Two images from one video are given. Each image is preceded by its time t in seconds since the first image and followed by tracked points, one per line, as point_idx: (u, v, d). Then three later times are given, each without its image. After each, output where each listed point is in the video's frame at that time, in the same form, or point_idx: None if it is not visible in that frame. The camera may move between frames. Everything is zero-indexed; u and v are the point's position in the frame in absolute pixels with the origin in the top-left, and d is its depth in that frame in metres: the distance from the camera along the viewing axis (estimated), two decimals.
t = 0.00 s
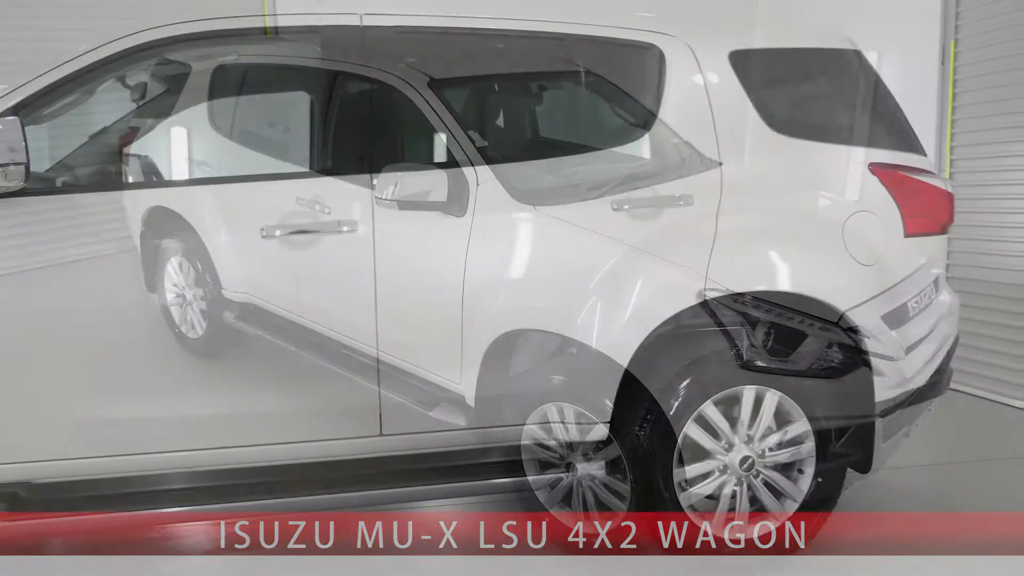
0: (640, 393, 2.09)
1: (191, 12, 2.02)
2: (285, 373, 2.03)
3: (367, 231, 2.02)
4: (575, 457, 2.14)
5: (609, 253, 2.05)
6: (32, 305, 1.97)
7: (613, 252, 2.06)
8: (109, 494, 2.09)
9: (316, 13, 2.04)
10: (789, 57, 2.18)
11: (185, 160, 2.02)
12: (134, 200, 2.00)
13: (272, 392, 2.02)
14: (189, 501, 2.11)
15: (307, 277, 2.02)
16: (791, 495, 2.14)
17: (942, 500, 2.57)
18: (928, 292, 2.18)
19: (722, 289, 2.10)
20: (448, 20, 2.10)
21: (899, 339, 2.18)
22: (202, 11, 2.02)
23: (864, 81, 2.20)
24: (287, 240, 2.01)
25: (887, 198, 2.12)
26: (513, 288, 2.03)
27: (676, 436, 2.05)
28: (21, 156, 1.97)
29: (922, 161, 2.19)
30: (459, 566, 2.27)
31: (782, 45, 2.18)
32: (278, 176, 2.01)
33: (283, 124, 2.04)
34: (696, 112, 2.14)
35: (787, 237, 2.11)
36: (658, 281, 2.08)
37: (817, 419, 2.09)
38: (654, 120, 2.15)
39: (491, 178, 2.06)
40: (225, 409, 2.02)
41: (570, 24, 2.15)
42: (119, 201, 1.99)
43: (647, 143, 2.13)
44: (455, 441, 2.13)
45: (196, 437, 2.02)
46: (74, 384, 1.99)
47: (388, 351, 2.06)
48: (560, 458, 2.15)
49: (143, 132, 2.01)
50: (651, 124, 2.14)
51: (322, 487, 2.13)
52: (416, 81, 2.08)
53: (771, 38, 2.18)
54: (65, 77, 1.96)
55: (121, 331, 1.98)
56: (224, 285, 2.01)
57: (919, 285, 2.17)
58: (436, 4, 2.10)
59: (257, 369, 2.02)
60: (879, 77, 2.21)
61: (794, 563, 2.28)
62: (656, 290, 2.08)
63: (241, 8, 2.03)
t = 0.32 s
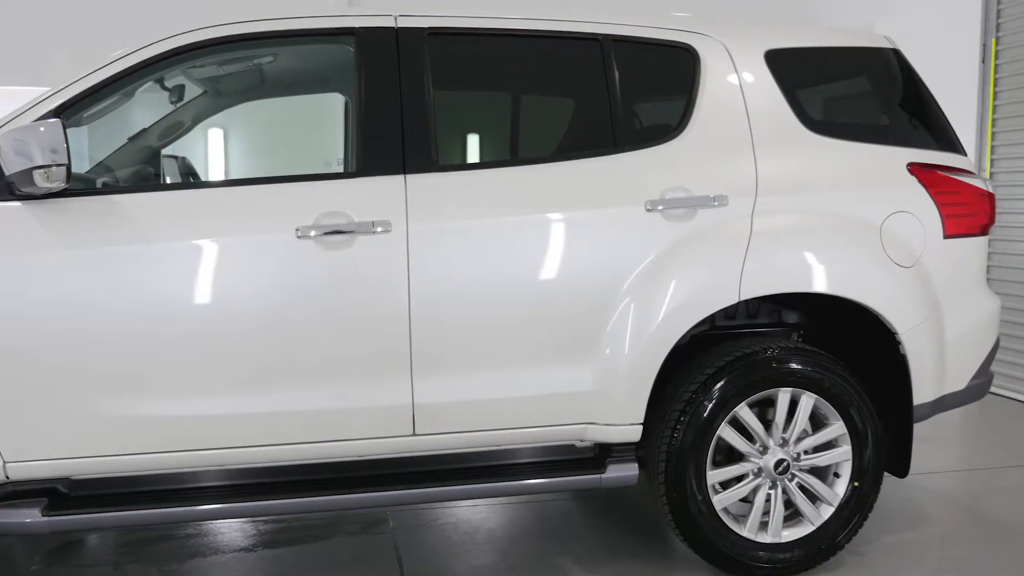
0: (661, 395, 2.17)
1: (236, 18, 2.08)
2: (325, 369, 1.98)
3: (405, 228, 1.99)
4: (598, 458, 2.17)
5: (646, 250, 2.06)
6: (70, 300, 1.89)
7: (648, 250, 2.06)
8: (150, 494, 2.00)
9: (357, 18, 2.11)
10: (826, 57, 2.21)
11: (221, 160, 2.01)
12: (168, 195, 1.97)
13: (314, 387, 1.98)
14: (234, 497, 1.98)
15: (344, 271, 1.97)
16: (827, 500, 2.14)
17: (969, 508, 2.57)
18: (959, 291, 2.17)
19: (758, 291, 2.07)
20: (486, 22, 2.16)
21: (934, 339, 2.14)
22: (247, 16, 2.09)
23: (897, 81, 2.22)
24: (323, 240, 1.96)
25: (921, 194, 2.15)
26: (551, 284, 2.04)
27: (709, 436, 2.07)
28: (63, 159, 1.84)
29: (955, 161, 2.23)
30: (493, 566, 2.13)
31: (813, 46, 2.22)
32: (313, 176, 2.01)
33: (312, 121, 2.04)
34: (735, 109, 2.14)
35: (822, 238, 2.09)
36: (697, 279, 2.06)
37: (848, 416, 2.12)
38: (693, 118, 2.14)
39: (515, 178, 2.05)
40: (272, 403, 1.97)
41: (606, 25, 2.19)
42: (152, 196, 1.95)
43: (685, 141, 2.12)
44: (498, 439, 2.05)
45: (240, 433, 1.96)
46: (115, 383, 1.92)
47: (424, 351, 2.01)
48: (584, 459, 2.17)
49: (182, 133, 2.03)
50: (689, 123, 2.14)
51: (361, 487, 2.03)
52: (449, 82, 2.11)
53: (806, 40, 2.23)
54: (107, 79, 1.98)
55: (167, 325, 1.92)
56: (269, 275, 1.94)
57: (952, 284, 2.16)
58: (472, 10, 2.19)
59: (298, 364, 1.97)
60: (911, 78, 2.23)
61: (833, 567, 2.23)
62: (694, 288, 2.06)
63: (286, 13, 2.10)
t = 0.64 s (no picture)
0: (692, 397, 2.16)
1: (270, 20, 2.10)
2: (357, 369, 1.99)
3: (438, 228, 1.99)
4: (629, 459, 2.16)
5: (678, 250, 2.05)
6: (108, 299, 1.91)
7: (682, 250, 2.05)
8: (185, 491, 2.02)
9: (390, 19, 2.12)
10: (861, 56, 2.19)
11: (255, 161, 2.02)
12: (202, 194, 1.98)
13: (347, 386, 1.99)
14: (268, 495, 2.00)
15: (377, 271, 1.97)
16: (861, 504, 2.12)
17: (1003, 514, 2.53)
18: (1002, 293, 2.13)
19: (791, 292, 2.05)
20: (519, 22, 2.16)
21: (974, 342, 2.11)
22: (280, 18, 2.11)
23: (934, 81, 2.20)
24: (356, 240, 1.97)
25: (959, 195, 2.12)
26: (584, 285, 2.03)
27: (741, 439, 2.05)
28: (101, 160, 1.86)
29: (994, 161, 2.19)
30: (523, 566, 2.13)
31: (848, 45, 2.20)
32: (346, 176, 2.02)
33: (345, 124, 2.07)
34: (768, 110, 2.12)
35: (857, 238, 2.06)
36: (730, 280, 2.05)
37: (883, 420, 2.10)
38: (726, 117, 2.13)
39: (547, 178, 2.05)
40: (306, 402, 1.98)
41: (638, 25, 2.19)
42: (187, 196, 1.97)
43: (718, 141, 2.10)
44: (528, 440, 2.06)
45: (274, 432, 1.98)
46: (151, 381, 1.94)
47: (456, 351, 2.01)
48: (614, 460, 2.17)
49: (218, 134, 2.06)
50: (722, 122, 2.12)
51: (393, 486, 2.03)
52: (482, 83, 2.12)
53: (841, 39, 2.21)
54: (144, 82, 2.00)
55: (203, 325, 1.94)
56: (303, 275, 1.95)
57: (993, 286, 2.12)
58: (505, 10, 2.19)
59: (331, 364, 1.98)
60: (949, 78, 2.21)
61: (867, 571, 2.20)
62: (727, 289, 2.04)
63: (319, 14, 2.12)
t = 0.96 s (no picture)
0: (720, 398, 2.15)
1: (300, 22, 2.12)
2: (385, 369, 2.00)
3: (465, 228, 2.00)
4: (656, 461, 2.15)
5: (707, 251, 2.04)
6: (140, 299, 1.93)
7: (710, 251, 2.04)
8: (214, 488, 2.04)
9: (419, 20, 2.13)
10: (893, 56, 2.17)
11: (284, 161, 2.04)
12: (232, 195, 2.00)
13: (374, 386, 2.00)
14: (296, 493, 2.01)
15: (404, 271, 1.98)
16: (892, 508, 2.10)
17: None
18: None
19: (822, 294, 2.03)
20: (547, 23, 2.16)
21: (1008, 345, 2.08)
22: (310, 20, 2.12)
23: (967, 80, 2.17)
24: (384, 240, 1.98)
25: (993, 195, 2.09)
26: (612, 285, 2.03)
27: (770, 441, 2.04)
28: (134, 161, 1.88)
29: None
30: (550, 567, 2.13)
31: (880, 45, 2.18)
32: (375, 177, 2.03)
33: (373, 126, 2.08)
34: (799, 110, 2.11)
35: (888, 239, 2.04)
36: (760, 281, 2.03)
37: (914, 423, 2.08)
38: (755, 117, 2.12)
39: (575, 178, 2.05)
40: (334, 402, 1.99)
41: (667, 26, 2.18)
42: (218, 197, 1.99)
43: (748, 142, 2.09)
44: (555, 441, 2.06)
45: (303, 431, 1.99)
46: (182, 380, 1.96)
47: (483, 351, 2.01)
48: (640, 462, 2.16)
49: (246, 137, 2.08)
50: (752, 123, 2.11)
51: (420, 486, 2.04)
52: (510, 84, 2.12)
53: (873, 39, 2.19)
54: (176, 83, 2.02)
55: (233, 324, 1.96)
56: (331, 275, 1.96)
57: None
58: (533, 12, 2.20)
59: (359, 363, 1.99)
60: (983, 77, 2.18)
61: None
62: (756, 290, 2.03)
63: (349, 16, 2.13)
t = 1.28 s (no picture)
0: (750, 400, 2.13)
1: (331, 24, 2.13)
2: (413, 370, 2.00)
3: (494, 229, 2.00)
4: (685, 463, 2.14)
5: (738, 253, 2.02)
6: (173, 298, 1.95)
7: (740, 253, 2.03)
8: (245, 486, 2.06)
9: (449, 21, 2.14)
10: (928, 55, 2.14)
11: (314, 162, 2.06)
12: (263, 196, 2.01)
13: (403, 385, 2.01)
14: (326, 492, 2.02)
15: (434, 272, 1.99)
16: (925, 513, 2.08)
17: None
18: None
19: (854, 296, 2.01)
20: (577, 24, 2.16)
21: None
22: (341, 22, 2.14)
23: (1004, 79, 2.14)
24: (414, 241, 1.98)
25: None
26: (642, 286, 2.02)
27: (800, 444, 2.02)
28: (166, 162, 1.91)
29: None
30: (578, 568, 2.12)
31: (914, 44, 2.15)
32: (405, 178, 2.03)
33: (402, 128, 2.10)
34: (831, 110, 2.09)
35: (921, 240, 2.01)
36: (791, 283, 2.01)
37: (948, 426, 2.05)
38: (787, 118, 2.10)
39: (604, 179, 2.04)
40: (363, 401, 2.00)
41: (698, 26, 2.17)
42: (249, 197, 2.00)
43: (779, 142, 2.07)
44: (583, 442, 2.06)
45: (332, 430, 2.00)
46: (214, 379, 1.98)
47: (512, 351, 2.01)
48: (670, 464, 2.15)
49: (276, 138, 2.10)
50: (783, 123, 2.09)
51: (448, 485, 2.05)
52: (539, 85, 2.12)
53: (907, 38, 2.17)
54: (208, 85, 2.04)
55: (264, 324, 1.97)
56: (361, 275, 1.97)
57: None
58: (563, 12, 2.20)
59: (389, 363, 2.00)
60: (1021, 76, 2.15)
61: None
62: (787, 292, 2.01)
63: (380, 18, 2.15)
